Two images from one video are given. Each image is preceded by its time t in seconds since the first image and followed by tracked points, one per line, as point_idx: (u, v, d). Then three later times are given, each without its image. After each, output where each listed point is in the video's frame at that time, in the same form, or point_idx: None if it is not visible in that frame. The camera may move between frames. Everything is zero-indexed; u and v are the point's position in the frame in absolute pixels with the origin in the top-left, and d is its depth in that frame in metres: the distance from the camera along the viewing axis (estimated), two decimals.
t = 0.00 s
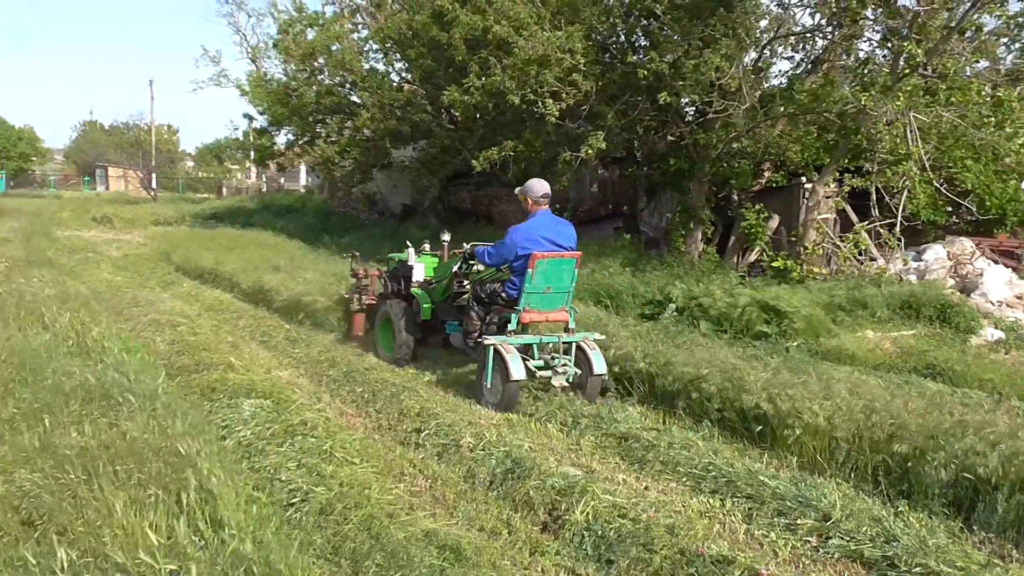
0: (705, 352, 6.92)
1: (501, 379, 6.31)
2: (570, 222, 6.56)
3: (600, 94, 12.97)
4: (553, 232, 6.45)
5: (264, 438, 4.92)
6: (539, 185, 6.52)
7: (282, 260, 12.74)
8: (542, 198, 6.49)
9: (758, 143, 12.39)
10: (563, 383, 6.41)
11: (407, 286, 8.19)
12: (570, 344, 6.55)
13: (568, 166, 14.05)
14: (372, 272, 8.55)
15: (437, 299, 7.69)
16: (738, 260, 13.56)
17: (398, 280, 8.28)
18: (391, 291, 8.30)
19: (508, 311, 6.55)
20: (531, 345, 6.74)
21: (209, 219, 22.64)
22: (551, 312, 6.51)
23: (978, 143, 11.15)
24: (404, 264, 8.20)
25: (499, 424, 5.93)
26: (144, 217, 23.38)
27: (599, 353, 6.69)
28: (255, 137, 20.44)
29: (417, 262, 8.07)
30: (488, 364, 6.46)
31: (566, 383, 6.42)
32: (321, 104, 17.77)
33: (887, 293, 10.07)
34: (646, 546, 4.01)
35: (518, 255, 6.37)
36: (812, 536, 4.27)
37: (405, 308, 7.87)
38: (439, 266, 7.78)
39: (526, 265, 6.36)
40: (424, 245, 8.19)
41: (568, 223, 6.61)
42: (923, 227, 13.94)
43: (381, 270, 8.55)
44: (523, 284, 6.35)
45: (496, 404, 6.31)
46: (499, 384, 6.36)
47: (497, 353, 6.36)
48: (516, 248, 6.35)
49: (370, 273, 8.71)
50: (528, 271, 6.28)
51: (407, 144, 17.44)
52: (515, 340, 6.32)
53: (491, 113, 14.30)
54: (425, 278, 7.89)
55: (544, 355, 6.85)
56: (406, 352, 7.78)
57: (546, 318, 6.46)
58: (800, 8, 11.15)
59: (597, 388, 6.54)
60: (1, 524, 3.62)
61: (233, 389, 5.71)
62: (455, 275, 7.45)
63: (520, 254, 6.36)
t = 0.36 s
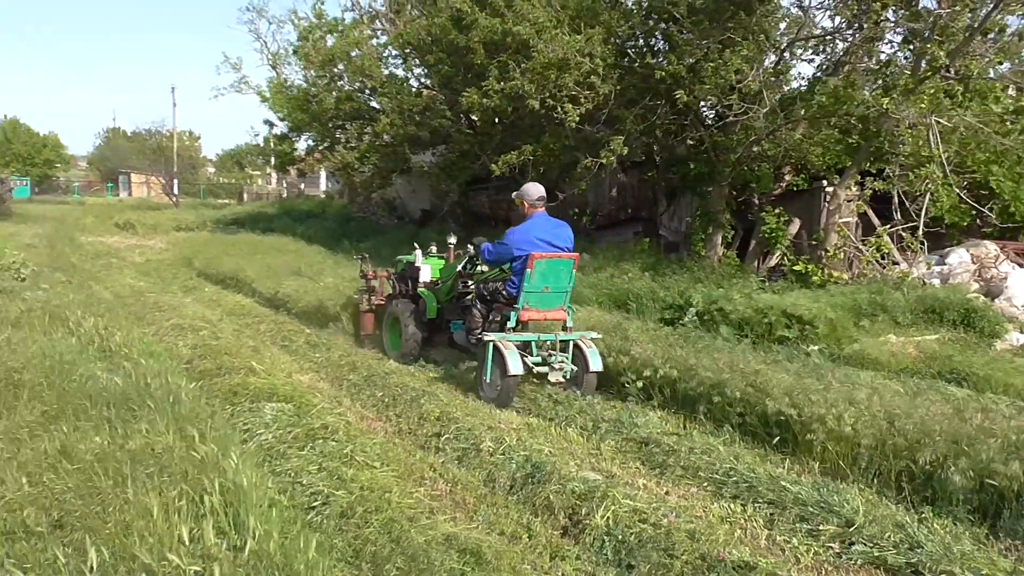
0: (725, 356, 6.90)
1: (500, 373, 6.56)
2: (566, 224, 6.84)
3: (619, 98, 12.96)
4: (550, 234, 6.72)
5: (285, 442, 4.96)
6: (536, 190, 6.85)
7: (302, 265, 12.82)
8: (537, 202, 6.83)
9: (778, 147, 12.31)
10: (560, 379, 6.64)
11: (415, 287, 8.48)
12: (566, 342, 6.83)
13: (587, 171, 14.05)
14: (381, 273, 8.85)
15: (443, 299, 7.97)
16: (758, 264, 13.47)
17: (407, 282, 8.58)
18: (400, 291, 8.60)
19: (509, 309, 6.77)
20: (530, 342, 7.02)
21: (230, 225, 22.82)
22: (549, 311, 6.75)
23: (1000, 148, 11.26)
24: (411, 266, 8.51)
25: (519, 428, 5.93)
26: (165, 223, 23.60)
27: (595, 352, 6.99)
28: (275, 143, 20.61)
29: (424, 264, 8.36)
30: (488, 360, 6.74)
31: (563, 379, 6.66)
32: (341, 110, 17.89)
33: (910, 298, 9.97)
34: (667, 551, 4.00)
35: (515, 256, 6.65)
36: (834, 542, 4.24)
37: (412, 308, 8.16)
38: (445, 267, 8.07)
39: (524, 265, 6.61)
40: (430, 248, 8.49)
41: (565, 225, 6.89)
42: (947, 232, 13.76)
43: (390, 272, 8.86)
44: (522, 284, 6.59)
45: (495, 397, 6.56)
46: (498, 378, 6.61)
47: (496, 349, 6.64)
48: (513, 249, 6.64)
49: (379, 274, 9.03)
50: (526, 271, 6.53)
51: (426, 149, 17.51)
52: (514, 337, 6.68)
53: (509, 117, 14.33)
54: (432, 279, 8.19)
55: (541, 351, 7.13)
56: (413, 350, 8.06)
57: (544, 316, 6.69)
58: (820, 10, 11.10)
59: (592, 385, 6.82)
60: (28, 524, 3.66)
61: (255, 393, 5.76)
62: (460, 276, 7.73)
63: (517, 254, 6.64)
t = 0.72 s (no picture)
0: (750, 359, 6.86)
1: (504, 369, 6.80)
2: (569, 226, 7.07)
3: (641, 101, 12.93)
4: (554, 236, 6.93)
5: (311, 446, 5.00)
6: (540, 193, 7.09)
7: (326, 270, 12.91)
8: (541, 205, 7.07)
9: (803, 148, 12.21)
10: (563, 374, 6.86)
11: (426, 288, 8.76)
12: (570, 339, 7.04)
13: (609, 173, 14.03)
14: (393, 275, 9.14)
15: (452, 300, 8.26)
16: (783, 267, 13.33)
17: (418, 283, 8.86)
18: (411, 292, 8.88)
19: (513, 308, 7.04)
20: (535, 340, 7.24)
21: (255, 231, 23.02)
22: (552, 310, 6.97)
23: None
24: (421, 267, 8.78)
25: (543, 431, 5.94)
26: (192, 230, 23.90)
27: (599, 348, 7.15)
28: (300, 149, 20.79)
29: (434, 265, 8.63)
30: (494, 357, 6.98)
31: (565, 374, 6.87)
32: (364, 115, 18.00)
33: (939, 299, 9.84)
34: (692, 554, 3.99)
35: (519, 257, 6.90)
36: (862, 545, 4.20)
37: (423, 308, 8.45)
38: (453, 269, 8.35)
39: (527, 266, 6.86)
40: (440, 250, 8.75)
41: (568, 228, 7.11)
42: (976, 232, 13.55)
43: (401, 273, 9.15)
44: (525, 283, 6.84)
45: (500, 392, 6.80)
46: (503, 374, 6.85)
47: (501, 346, 6.88)
48: (517, 250, 6.90)
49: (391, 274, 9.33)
50: (529, 271, 6.78)
51: (448, 154, 17.58)
52: (518, 335, 6.90)
53: (531, 121, 14.34)
54: (442, 281, 8.43)
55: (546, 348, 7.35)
56: (424, 350, 8.35)
57: (547, 315, 6.92)
58: (845, 10, 11.01)
59: (594, 380, 7.01)
60: (61, 527, 3.71)
61: (281, 398, 5.81)
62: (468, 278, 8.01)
63: (521, 255, 6.89)
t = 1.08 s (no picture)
0: (778, 362, 6.81)
1: (512, 364, 7.12)
2: (574, 229, 7.39)
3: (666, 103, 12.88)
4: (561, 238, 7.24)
5: (338, 448, 5.04)
6: (544, 198, 7.42)
7: (352, 274, 13.00)
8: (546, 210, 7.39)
9: (830, 149, 12.10)
10: (568, 371, 7.15)
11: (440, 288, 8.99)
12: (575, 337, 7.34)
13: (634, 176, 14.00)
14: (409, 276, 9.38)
15: (466, 299, 8.51)
16: (811, 268, 13.13)
17: (433, 283, 9.09)
18: (426, 292, 9.11)
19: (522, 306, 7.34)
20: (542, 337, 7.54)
21: (283, 235, 23.23)
22: (560, 308, 7.27)
23: None
24: (436, 269, 9.08)
25: (569, 434, 5.94)
26: (220, 235, 24.16)
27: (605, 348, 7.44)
28: (326, 154, 20.95)
29: (448, 266, 8.85)
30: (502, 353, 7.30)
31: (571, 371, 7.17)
32: (389, 120, 18.10)
33: (970, 301, 9.70)
34: (719, 558, 3.97)
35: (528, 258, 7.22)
36: (892, 550, 4.15)
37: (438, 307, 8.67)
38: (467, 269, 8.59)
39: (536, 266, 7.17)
40: (454, 251, 8.97)
41: (574, 230, 7.44)
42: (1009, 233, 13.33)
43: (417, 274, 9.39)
44: (534, 283, 7.15)
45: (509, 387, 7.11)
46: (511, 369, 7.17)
47: (509, 343, 7.20)
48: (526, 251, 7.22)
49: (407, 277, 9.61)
50: (538, 271, 7.08)
51: (473, 158, 17.63)
52: (527, 332, 7.20)
53: (556, 124, 14.35)
54: (456, 281, 8.72)
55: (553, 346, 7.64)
56: (439, 347, 8.57)
57: (555, 313, 7.20)
58: (874, 9, 10.89)
59: (599, 377, 7.29)
60: (92, 527, 3.75)
61: (307, 401, 5.86)
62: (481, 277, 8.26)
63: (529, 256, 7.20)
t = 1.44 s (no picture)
0: (806, 370, 6.76)
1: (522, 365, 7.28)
2: (586, 233, 7.54)
3: (694, 109, 12.84)
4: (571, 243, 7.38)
5: (364, 452, 5.08)
6: (558, 203, 7.59)
7: (378, 278, 13.07)
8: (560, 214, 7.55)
9: (861, 156, 11.98)
10: (576, 371, 7.38)
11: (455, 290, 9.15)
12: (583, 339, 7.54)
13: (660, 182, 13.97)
14: (426, 278, 9.57)
15: (479, 301, 8.68)
16: (840, 277, 13.02)
17: (448, 285, 9.26)
18: (442, 294, 9.29)
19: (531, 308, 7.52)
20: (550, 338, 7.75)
21: (310, 240, 23.41)
22: (568, 311, 7.42)
23: None
24: (451, 271, 9.23)
25: (595, 440, 5.93)
26: (248, 239, 24.38)
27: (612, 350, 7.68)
28: (353, 159, 21.11)
29: (463, 269, 9.01)
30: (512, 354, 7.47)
31: (579, 371, 7.39)
32: (416, 125, 18.21)
33: (1004, 311, 9.56)
34: (747, 566, 3.95)
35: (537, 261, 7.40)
36: (923, 562, 4.10)
37: (452, 308, 8.85)
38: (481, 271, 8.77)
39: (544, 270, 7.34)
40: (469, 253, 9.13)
41: (585, 234, 7.59)
42: None
43: (433, 276, 9.58)
44: (543, 286, 7.32)
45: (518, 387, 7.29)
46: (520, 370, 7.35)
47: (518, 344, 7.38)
48: (537, 255, 7.40)
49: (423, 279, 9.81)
50: (547, 274, 7.25)
51: (499, 164, 17.68)
52: (535, 333, 7.37)
53: (582, 130, 14.36)
54: (470, 283, 8.93)
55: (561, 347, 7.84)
56: (453, 347, 8.72)
57: (562, 316, 7.36)
58: (907, 15, 10.80)
59: (606, 378, 7.52)
60: (123, 528, 3.79)
61: (334, 405, 5.91)
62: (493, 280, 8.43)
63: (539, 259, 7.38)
